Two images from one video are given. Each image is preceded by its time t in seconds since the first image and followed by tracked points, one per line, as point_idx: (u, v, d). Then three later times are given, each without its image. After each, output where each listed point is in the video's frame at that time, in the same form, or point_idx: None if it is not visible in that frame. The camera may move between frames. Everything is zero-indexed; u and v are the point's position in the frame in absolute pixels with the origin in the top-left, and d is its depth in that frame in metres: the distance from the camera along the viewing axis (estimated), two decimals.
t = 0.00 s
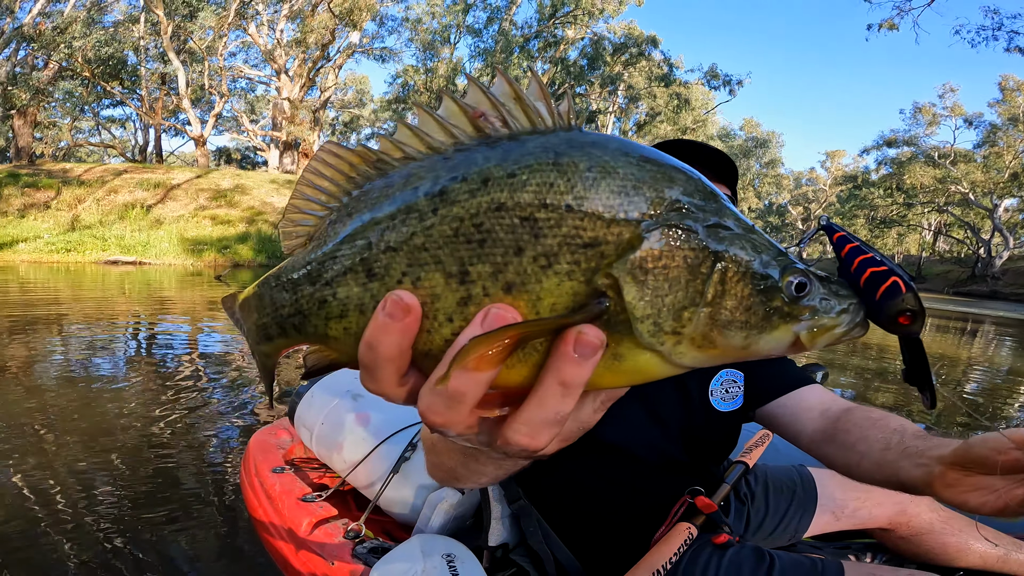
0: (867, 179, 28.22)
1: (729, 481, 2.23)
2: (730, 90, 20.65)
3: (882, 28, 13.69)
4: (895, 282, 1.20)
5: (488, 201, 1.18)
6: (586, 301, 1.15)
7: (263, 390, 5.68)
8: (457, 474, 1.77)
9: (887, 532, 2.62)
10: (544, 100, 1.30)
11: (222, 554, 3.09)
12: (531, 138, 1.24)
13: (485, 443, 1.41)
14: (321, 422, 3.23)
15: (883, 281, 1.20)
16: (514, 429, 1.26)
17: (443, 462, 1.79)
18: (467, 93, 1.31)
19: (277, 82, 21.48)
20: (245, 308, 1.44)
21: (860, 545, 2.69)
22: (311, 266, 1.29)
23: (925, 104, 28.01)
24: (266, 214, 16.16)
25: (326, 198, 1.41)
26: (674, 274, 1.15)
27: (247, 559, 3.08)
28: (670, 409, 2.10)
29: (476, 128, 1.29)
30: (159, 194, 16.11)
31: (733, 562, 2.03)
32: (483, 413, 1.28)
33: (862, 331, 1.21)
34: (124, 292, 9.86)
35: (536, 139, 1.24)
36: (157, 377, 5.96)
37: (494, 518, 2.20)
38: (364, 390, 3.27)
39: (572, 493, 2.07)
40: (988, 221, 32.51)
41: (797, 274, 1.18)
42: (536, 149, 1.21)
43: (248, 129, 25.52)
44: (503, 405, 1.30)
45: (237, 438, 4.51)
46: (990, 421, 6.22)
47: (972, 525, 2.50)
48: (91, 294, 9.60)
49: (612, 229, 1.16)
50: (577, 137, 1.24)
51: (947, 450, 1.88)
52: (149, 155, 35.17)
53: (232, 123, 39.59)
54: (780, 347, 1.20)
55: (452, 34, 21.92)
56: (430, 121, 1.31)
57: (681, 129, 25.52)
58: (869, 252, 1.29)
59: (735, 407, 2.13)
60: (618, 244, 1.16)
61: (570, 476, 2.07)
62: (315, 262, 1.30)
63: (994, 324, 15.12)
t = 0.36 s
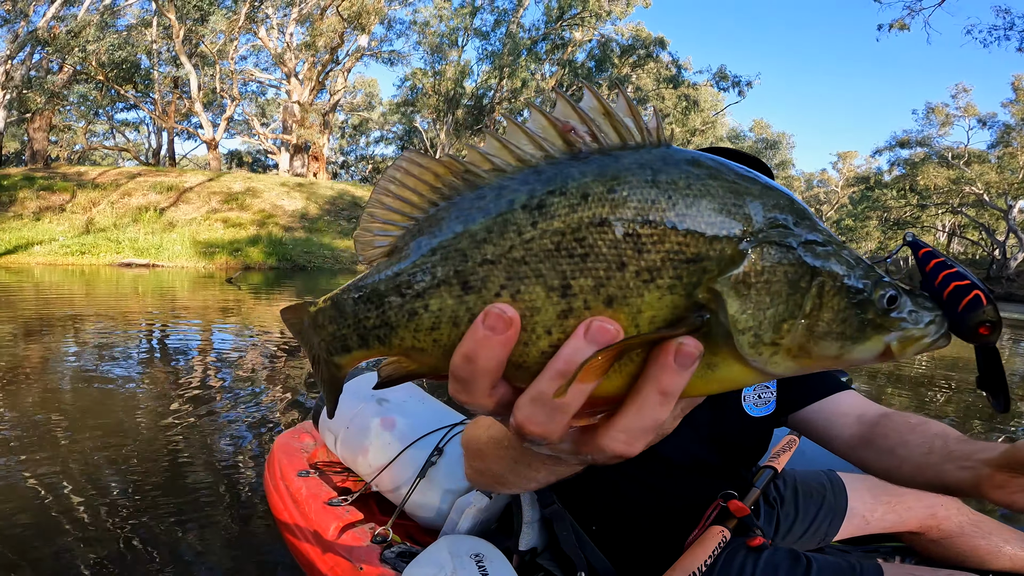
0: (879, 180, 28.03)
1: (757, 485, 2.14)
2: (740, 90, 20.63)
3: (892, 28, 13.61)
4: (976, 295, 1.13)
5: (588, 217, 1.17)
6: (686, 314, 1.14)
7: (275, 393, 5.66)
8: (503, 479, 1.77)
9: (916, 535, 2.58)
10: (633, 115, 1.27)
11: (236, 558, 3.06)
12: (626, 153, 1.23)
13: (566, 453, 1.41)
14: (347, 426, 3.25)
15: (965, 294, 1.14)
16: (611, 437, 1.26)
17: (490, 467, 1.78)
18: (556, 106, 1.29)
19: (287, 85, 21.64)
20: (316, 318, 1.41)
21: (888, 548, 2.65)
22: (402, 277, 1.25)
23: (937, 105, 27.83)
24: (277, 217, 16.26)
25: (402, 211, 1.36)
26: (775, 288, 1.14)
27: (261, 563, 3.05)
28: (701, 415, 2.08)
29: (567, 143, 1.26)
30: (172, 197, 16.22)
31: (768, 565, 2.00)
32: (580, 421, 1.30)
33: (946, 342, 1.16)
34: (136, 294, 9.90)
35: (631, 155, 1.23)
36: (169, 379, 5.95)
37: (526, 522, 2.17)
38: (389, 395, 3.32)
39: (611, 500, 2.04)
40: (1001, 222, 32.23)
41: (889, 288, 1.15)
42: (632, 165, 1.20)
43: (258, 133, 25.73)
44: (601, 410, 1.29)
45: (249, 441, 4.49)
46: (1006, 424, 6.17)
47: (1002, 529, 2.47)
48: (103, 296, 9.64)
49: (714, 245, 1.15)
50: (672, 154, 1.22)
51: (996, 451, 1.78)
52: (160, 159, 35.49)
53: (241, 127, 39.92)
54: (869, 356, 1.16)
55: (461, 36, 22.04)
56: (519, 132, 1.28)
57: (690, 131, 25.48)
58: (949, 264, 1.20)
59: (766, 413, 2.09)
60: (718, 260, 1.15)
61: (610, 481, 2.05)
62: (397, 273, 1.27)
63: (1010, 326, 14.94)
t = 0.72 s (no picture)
0: (890, 180, 27.84)
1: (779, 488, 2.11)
2: (747, 90, 20.56)
3: (901, 26, 13.58)
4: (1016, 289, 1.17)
5: (658, 218, 1.15)
6: (758, 314, 1.13)
7: (285, 396, 5.66)
8: (538, 484, 1.76)
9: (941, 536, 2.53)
10: (695, 118, 1.27)
11: (249, 561, 3.05)
12: (692, 156, 1.22)
13: (624, 456, 1.41)
14: (364, 430, 3.23)
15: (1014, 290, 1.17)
16: (680, 437, 1.25)
17: (526, 471, 1.77)
18: (615, 110, 1.29)
19: (295, 89, 21.76)
20: (366, 322, 1.40)
21: (911, 551, 2.60)
22: (466, 278, 1.23)
23: (948, 103, 27.58)
24: (287, 220, 16.30)
25: (456, 213, 1.35)
26: (847, 289, 1.12)
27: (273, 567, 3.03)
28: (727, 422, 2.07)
29: (629, 145, 1.26)
30: (183, 200, 16.33)
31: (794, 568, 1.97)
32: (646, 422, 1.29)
33: (1008, 341, 1.17)
34: (147, 297, 9.97)
35: (696, 157, 1.22)
36: (181, 381, 5.97)
37: (547, 526, 2.14)
38: (405, 398, 3.31)
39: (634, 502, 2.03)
40: (1016, 221, 31.84)
41: (954, 287, 1.15)
42: (700, 168, 1.19)
43: (267, 136, 25.87)
44: (666, 411, 1.29)
45: (260, 443, 4.48)
46: None
47: None
48: (115, 299, 9.71)
49: (786, 247, 1.13)
50: (738, 158, 1.21)
51: None
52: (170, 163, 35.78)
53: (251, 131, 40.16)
54: (935, 354, 1.16)
55: (467, 39, 22.14)
56: (579, 134, 1.27)
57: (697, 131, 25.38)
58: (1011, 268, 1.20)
59: (787, 416, 2.13)
60: (791, 259, 1.13)
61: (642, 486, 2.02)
62: (456, 277, 1.24)
63: None
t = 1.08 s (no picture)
0: (890, 180, 27.97)
1: (787, 486, 2.13)
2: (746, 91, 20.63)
3: (897, 26, 13.66)
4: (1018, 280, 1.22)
5: (676, 216, 1.16)
6: (775, 308, 1.14)
7: (288, 399, 5.64)
8: (549, 483, 1.77)
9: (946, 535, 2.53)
10: (709, 117, 1.28)
11: (254, 564, 3.06)
12: (707, 154, 1.23)
13: (641, 452, 1.42)
14: (368, 432, 3.23)
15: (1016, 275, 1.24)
16: (699, 431, 1.25)
17: (537, 470, 1.77)
18: (630, 108, 1.30)
19: (295, 93, 21.83)
20: (379, 321, 1.40)
21: (918, 548, 2.60)
22: (484, 274, 1.23)
23: (947, 103, 27.64)
24: (287, 224, 16.30)
25: (470, 212, 1.35)
26: (863, 283, 1.14)
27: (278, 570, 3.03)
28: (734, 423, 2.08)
29: (644, 144, 1.27)
30: (183, 205, 16.32)
31: (803, 563, 1.97)
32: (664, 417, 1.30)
33: (1017, 334, 1.20)
34: (148, 301, 9.97)
35: (711, 155, 1.23)
36: (183, 385, 5.97)
37: (554, 525, 2.14)
38: (410, 399, 3.31)
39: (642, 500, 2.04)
40: (1015, 220, 31.89)
41: (965, 282, 1.17)
42: (715, 166, 1.20)
43: (267, 140, 25.92)
44: (684, 405, 1.29)
45: (264, 446, 4.47)
46: None
47: None
48: (117, 303, 9.70)
49: (802, 242, 1.14)
50: (751, 156, 1.23)
51: None
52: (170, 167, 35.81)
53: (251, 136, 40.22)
54: (949, 347, 1.18)
55: (465, 42, 22.26)
56: (595, 132, 1.28)
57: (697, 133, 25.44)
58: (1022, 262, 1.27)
59: (792, 415, 2.15)
60: (808, 254, 1.14)
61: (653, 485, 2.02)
62: (475, 275, 1.24)
63: None
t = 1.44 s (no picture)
0: (871, 182, 28.46)
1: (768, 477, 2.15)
2: (729, 94, 20.90)
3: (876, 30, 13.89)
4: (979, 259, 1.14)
5: (636, 186, 1.17)
6: (727, 273, 1.15)
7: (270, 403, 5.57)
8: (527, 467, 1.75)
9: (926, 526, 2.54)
10: (666, 101, 1.30)
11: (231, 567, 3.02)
12: (666, 133, 1.25)
13: (610, 424, 1.35)
14: (354, 428, 3.23)
15: (973, 259, 1.15)
16: (663, 393, 1.22)
17: (516, 453, 1.76)
18: (594, 94, 1.32)
19: (280, 95, 21.74)
20: (357, 297, 1.42)
21: (898, 541, 2.61)
22: (456, 245, 1.25)
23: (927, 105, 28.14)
24: (271, 227, 16.20)
25: (444, 191, 1.37)
26: (806, 248, 1.15)
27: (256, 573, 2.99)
28: (711, 411, 2.10)
29: (606, 126, 1.29)
30: (165, 208, 16.14)
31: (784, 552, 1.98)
32: (629, 383, 1.27)
33: (962, 304, 1.18)
34: (129, 305, 9.86)
35: (668, 135, 1.25)
36: (166, 388, 5.91)
37: (539, 514, 2.13)
38: (395, 396, 3.32)
39: (622, 487, 2.02)
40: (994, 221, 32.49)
41: (907, 251, 1.17)
42: (670, 144, 1.22)
43: (252, 143, 25.75)
44: (648, 369, 1.27)
45: (245, 451, 4.40)
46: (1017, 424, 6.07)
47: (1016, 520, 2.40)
48: (97, 307, 9.57)
49: (748, 211, 1.16)
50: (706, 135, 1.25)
51: (1003, 433, 1.73)
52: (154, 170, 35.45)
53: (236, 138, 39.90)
54: (893, 314, 1.17)
55: (452, 45, 22.30)
56: (562, 114, 1.31)
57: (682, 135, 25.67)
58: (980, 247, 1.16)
59: (768, 405, 2.15)
60: (755, 221, 1.16)
61: (634, 473, 2.00)
62: (447, 247, 1.26)
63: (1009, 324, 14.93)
